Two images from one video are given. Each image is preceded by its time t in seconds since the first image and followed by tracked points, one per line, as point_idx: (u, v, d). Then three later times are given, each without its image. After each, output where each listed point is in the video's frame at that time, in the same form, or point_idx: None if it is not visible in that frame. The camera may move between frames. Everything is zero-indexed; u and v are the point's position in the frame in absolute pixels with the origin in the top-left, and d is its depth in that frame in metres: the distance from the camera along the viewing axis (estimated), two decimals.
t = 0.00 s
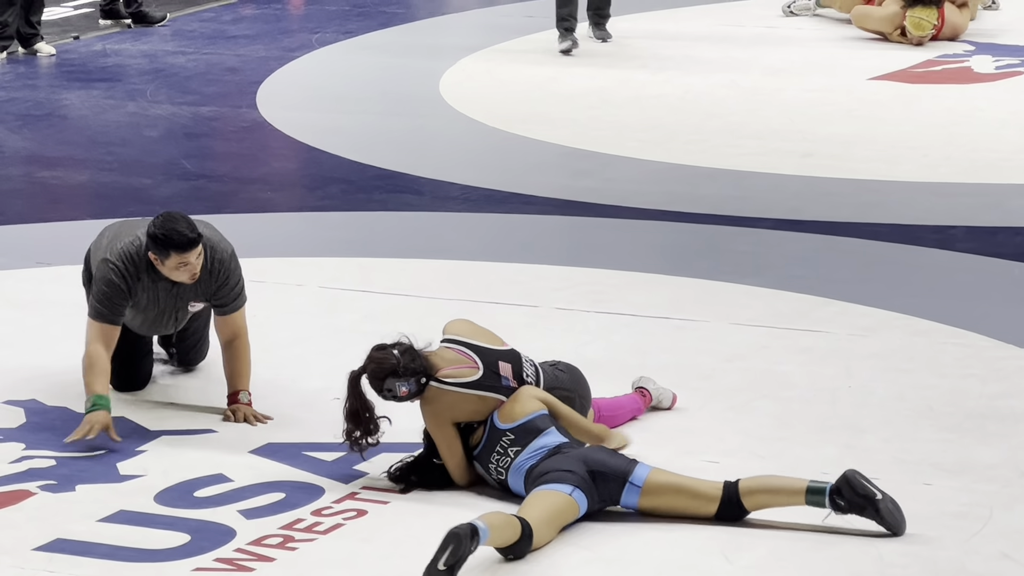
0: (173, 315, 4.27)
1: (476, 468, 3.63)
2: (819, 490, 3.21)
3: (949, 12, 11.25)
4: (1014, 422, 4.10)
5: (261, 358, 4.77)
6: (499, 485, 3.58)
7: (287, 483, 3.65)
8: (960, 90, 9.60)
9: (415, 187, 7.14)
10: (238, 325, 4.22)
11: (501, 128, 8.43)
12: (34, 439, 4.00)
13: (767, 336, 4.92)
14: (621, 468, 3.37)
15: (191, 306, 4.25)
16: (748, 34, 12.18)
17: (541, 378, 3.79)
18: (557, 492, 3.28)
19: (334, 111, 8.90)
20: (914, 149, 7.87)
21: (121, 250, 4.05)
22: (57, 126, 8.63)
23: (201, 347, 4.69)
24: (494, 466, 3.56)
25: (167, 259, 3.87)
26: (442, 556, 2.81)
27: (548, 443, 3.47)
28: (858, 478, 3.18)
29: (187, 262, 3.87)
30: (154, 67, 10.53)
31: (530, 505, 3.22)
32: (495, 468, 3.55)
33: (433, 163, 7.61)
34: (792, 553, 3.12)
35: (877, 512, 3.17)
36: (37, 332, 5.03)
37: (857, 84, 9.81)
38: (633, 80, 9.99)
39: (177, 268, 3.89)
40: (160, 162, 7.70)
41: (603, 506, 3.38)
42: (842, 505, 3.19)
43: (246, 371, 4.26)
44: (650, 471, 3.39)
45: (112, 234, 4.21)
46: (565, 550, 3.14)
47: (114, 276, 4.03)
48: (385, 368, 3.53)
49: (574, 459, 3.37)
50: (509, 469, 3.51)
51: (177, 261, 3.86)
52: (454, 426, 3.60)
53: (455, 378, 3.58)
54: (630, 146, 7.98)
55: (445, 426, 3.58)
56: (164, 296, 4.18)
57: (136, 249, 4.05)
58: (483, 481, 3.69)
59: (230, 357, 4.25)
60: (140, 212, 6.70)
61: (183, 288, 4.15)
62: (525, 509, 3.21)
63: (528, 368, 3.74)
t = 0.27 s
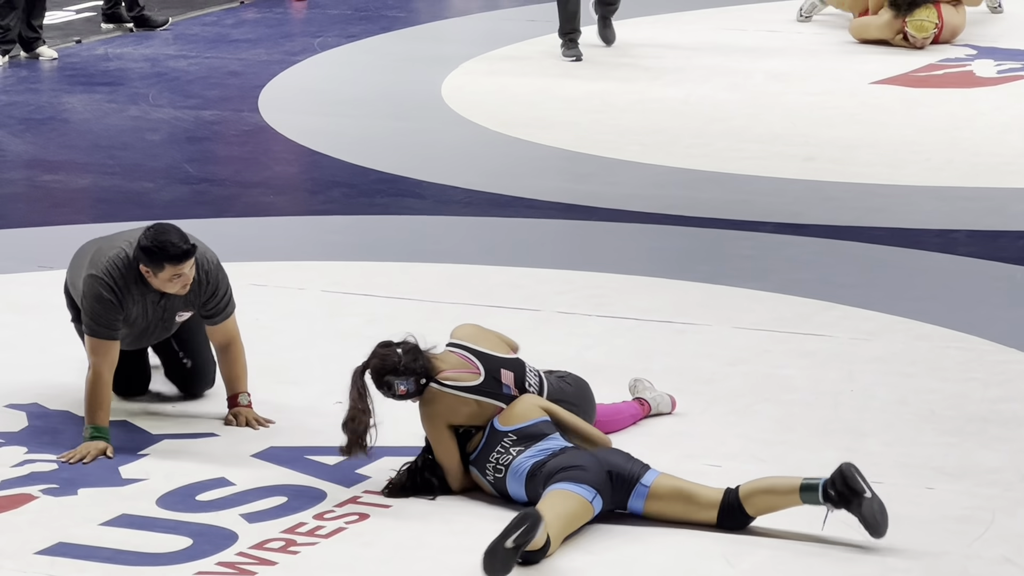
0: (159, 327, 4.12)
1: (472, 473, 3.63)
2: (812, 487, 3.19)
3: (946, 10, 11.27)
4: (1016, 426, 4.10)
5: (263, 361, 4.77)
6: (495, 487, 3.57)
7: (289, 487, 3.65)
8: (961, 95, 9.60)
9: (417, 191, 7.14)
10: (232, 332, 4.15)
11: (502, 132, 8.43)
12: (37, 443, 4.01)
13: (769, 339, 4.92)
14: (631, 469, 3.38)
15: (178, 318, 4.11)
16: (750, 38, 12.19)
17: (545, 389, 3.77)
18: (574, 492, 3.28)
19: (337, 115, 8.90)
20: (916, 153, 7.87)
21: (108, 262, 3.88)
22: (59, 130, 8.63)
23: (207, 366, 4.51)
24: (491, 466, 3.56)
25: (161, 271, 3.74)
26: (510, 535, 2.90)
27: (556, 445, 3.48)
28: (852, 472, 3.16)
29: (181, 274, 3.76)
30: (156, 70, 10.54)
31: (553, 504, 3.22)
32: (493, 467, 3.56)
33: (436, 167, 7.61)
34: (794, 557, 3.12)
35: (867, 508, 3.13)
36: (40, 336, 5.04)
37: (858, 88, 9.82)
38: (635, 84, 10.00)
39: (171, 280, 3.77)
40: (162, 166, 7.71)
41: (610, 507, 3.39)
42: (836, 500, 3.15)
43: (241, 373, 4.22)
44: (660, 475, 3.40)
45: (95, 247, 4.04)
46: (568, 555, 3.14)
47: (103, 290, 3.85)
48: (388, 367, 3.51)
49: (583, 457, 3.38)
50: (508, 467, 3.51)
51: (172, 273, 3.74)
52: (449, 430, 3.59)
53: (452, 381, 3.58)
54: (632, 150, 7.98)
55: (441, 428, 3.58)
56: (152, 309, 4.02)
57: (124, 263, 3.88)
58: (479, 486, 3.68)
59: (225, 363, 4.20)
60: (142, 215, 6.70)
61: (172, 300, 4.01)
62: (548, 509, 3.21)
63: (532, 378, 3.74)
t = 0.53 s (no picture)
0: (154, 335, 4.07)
1: (471, 472, 3.59)
2: (768, 443, 3.30)
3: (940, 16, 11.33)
4: (1018, 429, 4.10)
5: (265, 365, 4.77)
6: (491, 480, 3.53)
7: (291, 491, 3.65)
8: (963, 98, 9.60)
9: (419, 194, 7.14)
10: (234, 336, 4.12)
11: (504, 135, 8.43)
12: (38, 447, 4.01)
13: (770, 343, 4.92)
14: (626, 434, 3.34)
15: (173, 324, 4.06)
16: (752, 41, 12.19)
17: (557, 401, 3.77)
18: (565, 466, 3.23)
19: (339, 118, 8.89)
20: (918, 156, 7.87)
21: (98, 266, 3.84)
22: (61, 133, 8.64)
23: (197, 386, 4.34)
24: (483, 458, 3.53)
25: (150, 275, 3.69)
26: (557, 484, 3.06)
27: (542, 423, 3.43)
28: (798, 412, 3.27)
29: (172, 278, 3.72)
30: (158, 73, 10.55)
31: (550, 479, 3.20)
32: (485, 457, 3.52)
33: (438, 170, 7.61)
34: (796, 560, 3.12)
35: (825, 437, 3.24)
36: (42, 339, 5.04)
37: (860, 92, 9.82)
38: (637, 87, 10.00)
39: (161, 284, 3.73)
40: (165, 169, 7.71)
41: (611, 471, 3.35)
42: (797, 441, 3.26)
43: (245, 382, 4.13)
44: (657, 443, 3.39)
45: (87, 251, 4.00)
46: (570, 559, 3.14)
47: (92, 295, 3.82)
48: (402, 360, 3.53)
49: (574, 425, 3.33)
50: (498, 453, 3.47)
51: (162, 277, 3.70)
52: (455, 431, 3.59)
53: (464, 385, 3.58)
54: (634, 153, 7.98)
55: (445, 427, 3.58)
56: (146, 314, 3.98)
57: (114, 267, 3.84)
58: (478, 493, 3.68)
59: (228, 370, 4.15)
60: (144, 218, 6.70)
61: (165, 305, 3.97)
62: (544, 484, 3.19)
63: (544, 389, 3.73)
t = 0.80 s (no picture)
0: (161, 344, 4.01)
1: (470, 475, 3.55)
2: (694, 479, 3.41)
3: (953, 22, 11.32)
4: (1020, 433, 4.10)
5: (266, 368, 4.77)
6: (487, 479, 3.49)
7: (292, 494, 3.65)
8: (964, 101, 9.60)
9: (420, 197, 7.14)
10: (231, 361, 3.86)
11: (506, 138, 8.43)
12: (40, 449, 4.01)
13: (772, 346, 4.92)
14: (625, 423, 3.37)
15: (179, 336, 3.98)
16: (753, 44, 12.18)
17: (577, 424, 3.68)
18: (570, 462, 3.22)
19: (340, 121, 8.89)
20: (919, 159, 7.87)
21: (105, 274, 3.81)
22: (62, 136, 8.64)
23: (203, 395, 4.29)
24: (481, 457, 3.50)
25: (150, 289, 3.63)
26: (605, 522, 2.96)
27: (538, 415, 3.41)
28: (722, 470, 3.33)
29: (172, 292, 3.65)
30: (159, 76, 10.55)
31: (553, 476, 3.21)
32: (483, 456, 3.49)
33: (439, 173, 7.61)
34: (797, 565, 3.12)
35: (739, 497, 3.30)
36: (42, 342, 5.04)
37: (862, 94, 9.81)
38: (639, 90, 9.99)
39: (162, 298, 3.66)
40: (166, 172, 7.71)
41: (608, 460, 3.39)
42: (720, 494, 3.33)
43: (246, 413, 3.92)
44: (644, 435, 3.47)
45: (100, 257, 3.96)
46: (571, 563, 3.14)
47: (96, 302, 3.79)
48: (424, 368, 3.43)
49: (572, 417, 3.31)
50: (494, 449, 3.45)
51: (161, 291, 3.63)
52: (470, 440, 3.53)
53: (489, 398, 3.51)
54: (635, 156, 7.98)
55: (458, 436, 3.51)
56: (152, 325, 3.91)
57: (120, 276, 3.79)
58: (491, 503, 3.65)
59: (225, 399, 3.90)
60: (146, 222, 6.70)
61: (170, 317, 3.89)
62: (544, 482, 3.20)
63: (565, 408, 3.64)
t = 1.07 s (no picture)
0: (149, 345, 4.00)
1: (496, 476, 3.48)
2: (713, 475, 3.41)
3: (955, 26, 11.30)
4: (1021, 436, 4.10)
5: (267, 370, 4.77)
6: (515, 479, 3.43)
7: (294, 496, 3.66)
8: (966, 103, 9.60)
9: (422, 199, 7.14)
10: (238, 374, 3.86)
11: (507, 140, 8.44)
12: (41, 451, 4.02)
13: (773, 348, 4.92)
14: (660, 440, 3.37)
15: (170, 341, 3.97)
16: (754, 47, 12.19)
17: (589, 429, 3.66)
18: (603, 478, 3.23)
19: (342, 124, 8.90)
20: (920, 161, 7.87)
21: (116, 262, 3.81)
22: (64, 138, 8.65)
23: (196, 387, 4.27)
24: (508, 455, 3.43)
25: (161, 293, 3.63)
26: (639, 527, 2.98)
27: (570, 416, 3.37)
28: (742, 460, 3.34)
29: (181, 301, 3.65)
30: (161, 79, 10.56)
31: (578, 486, 3.22)
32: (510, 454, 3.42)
33: (440, 176, 7.61)
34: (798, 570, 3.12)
35: (761, 488, 3.32)
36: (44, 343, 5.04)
37: (863, 97, 9.82)
38: (640, 93, 9.99)
39: (171, 304, 3.66)
40: (168, 174, 7.71)
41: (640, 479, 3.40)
42: (739, 486, 3.34)
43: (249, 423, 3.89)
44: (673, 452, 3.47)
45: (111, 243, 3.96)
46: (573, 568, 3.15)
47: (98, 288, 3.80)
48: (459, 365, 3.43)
49: (611, 426, 3.29)
50: (523, 448, 3.38)
51: (171, 297, 3.64)
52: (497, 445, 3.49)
53: (520, 405, 3.47)
54: (636, 159, 7.98)
55: (489, 444, 3.47)
56: (147, 325, 3.90)
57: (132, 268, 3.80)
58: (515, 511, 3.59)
59: (231, 411, 3.88)
60: (147, 224, 6.71)
61: (167, 321, 3.88)
62: (566, 490, 3.22)
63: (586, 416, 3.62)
